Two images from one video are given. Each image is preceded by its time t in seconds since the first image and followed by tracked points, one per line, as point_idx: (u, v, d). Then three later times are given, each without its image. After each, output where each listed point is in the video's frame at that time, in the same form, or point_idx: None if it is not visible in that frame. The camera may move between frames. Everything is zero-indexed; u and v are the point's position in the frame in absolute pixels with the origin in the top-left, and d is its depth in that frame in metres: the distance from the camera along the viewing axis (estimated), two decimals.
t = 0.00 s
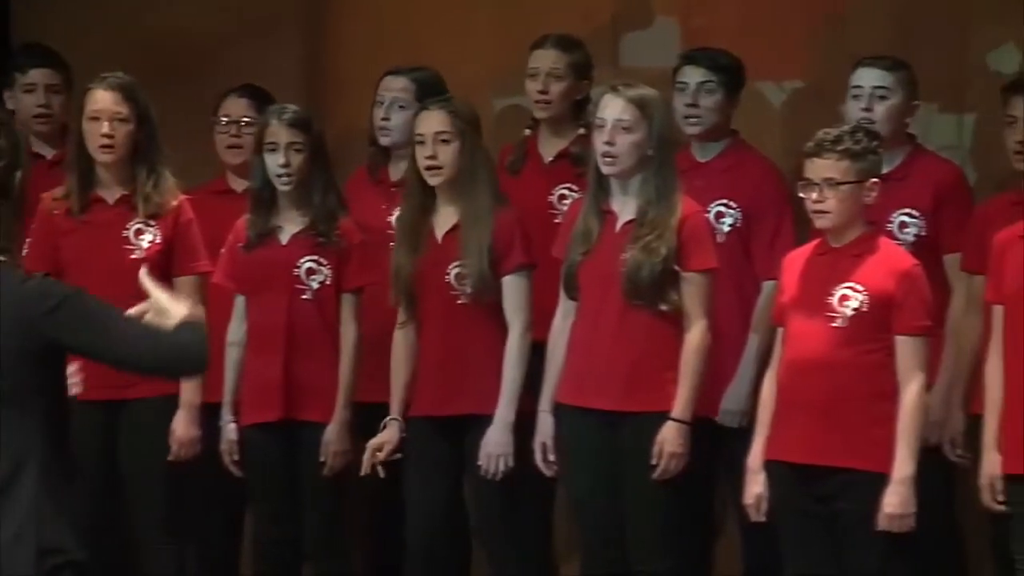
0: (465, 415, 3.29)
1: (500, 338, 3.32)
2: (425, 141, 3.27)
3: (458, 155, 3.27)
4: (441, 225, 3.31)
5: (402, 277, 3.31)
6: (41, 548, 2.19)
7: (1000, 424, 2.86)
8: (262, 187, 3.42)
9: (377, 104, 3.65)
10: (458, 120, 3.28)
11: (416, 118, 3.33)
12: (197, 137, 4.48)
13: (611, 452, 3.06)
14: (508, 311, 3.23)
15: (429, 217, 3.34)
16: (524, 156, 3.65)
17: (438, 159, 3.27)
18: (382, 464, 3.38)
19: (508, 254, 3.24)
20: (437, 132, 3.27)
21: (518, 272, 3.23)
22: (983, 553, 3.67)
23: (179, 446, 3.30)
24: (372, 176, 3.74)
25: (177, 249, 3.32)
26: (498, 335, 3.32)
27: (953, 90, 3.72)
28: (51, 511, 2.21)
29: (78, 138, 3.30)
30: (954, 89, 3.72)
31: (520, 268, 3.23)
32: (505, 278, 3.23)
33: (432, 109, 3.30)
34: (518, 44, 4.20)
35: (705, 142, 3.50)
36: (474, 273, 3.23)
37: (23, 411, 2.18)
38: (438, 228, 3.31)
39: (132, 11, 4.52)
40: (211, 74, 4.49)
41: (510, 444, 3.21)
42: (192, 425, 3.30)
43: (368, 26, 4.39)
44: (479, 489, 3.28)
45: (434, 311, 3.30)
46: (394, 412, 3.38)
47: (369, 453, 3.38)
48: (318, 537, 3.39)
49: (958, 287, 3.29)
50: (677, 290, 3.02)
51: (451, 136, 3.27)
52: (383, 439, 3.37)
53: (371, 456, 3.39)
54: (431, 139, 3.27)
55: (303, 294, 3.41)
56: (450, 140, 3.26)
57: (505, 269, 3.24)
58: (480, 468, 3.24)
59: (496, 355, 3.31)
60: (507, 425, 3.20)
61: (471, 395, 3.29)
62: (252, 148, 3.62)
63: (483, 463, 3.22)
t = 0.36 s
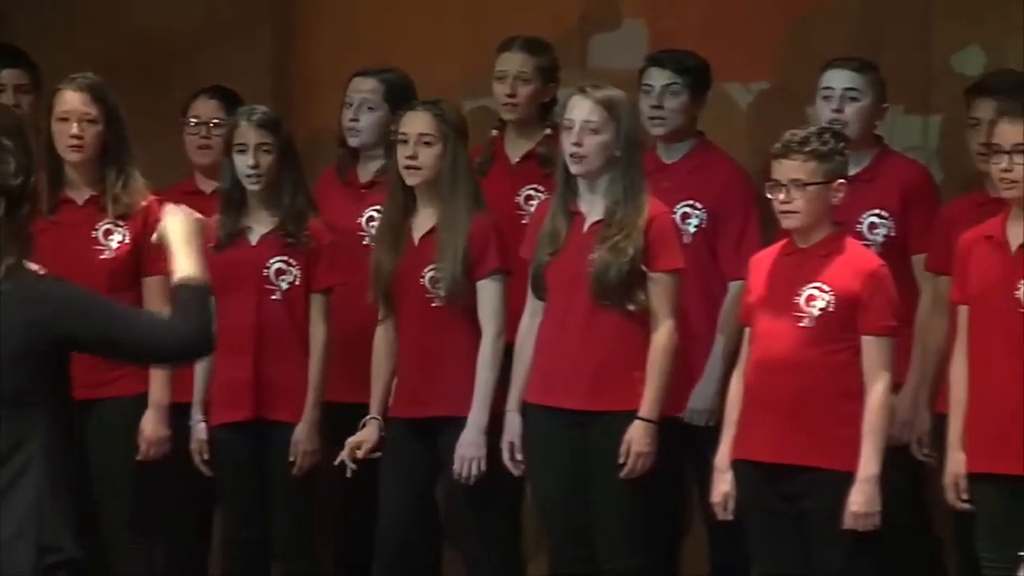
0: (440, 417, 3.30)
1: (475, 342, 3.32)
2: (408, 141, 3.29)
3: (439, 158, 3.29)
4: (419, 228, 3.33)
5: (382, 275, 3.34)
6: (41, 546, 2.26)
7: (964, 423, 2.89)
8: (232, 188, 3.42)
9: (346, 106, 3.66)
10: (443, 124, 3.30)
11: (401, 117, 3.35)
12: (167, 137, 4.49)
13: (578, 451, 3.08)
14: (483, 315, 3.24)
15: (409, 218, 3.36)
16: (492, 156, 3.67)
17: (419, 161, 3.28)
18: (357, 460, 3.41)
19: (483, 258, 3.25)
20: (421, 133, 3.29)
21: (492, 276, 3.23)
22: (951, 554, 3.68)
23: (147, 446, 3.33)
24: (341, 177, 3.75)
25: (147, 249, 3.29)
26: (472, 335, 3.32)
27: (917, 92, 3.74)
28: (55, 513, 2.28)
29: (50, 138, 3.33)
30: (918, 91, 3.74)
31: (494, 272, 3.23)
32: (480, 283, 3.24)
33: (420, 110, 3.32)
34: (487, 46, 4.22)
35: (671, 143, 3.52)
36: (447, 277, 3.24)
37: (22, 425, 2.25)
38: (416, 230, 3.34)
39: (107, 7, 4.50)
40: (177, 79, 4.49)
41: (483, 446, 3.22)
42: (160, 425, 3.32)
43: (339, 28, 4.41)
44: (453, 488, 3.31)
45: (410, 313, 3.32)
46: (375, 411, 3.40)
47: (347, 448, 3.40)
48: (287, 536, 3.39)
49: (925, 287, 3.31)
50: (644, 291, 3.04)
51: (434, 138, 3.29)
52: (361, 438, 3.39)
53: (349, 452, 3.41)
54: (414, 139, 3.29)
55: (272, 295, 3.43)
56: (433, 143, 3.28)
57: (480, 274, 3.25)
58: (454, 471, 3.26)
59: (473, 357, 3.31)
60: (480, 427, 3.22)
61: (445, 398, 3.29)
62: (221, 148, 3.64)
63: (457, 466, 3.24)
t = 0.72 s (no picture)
0: (412, 416, 3.32)
1: (449, 342, 3.34)
2: (385, 142, 3.29)
3: (417, 160, 3.29)
4: (393, 227, 3.34)
5: (354, 272, 3.35)
6: (39, 558, 2.45)
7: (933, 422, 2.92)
8: (204, 188, 3.43)
9: (320, 109, 3.66)
10: (421, 126, 3.30)
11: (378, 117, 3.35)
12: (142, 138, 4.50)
13: (549, 451, 3.09)
14: (458, 316, 3.26)
15: (384, 218, 3.37)
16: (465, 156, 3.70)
17: (396, 161, 3.29)
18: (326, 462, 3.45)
19: (460, 260, 3.27)
20: (398, 134, 3.30)
21: (467, 279, 3.26)
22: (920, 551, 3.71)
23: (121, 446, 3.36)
24: (315, 177, 3.77)
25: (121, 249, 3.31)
26: (446, 334, 3.34)
27: (886, 94, 3.76)
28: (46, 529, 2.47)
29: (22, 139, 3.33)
30: (888, 92, 3.76)
31: (469, 275, 3.26)
32: (455, 284, 3.27)
33: (398, 112, 3.32)
34: (460, 48, 4.24)
35: (643, 144, 3.55)
36: (424, 279, 3.26)
37: (6, 453, 2.43)
38: (390, 229, 3.35)
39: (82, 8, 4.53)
40: (152, 78, 4.51)
41: (459, 447, 3.25)
42: (133, 426, 3.37)
43: (312, 28, 4.42)
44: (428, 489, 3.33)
45: (377, 311, 3.34)
46: (340, 409, 3.43)
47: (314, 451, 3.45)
48: (258, 536, 3.41)
49: (892, 288, 3.34)
50: (616, 290, 3.06)
51: (412, 140, 3.29)
52: (329, 437, 3.43)
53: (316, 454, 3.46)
54: (392, 140, 3.29)
55: (246, 295, 3.44)
56: (410, 144, 3.29)
57: (456, 275, 3.27)
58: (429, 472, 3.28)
59: (448, 356, 3.33)
60: (456, 428, 3.24)
61: (420, 398, 3.31)
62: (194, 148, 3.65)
63: (433, 468, 3.26)
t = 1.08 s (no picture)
0: (386, 415, 3.34)
1: (421, 341, 3.37)
2: (357, 136, 3.30)
3: (388, 156, 3.30)
4: (366, 225, 3.35)
5: (324, 271, 3.35)
6: None
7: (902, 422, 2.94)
8: (179, 189, 3.45)
9: (294, 109, 3.69)
10: (392, 121, 3.31)
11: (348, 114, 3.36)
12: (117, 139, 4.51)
13: (522, 450, 3.11)
14: (431, 315, 3.29)
15: (354, 217, 3.36)
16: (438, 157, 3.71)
17: (367, 156, 3.30)
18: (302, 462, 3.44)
19: (435, 257, 3.30)
20: (369, 129, 3.31)
21: (442, 276, 3.29)
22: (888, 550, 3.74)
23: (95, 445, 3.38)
24: (289, 178, 3.78)
25: (95, 251, 3.34)
26: (419, 334, 3.37)
27: (858, 94, 3.79)
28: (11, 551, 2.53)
29: None
30: (860, 93, 3.79)
31: (444, 272, 3.29)
32: (430, 283, 3.29)
33: (367, 108, 3.33)
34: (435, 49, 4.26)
35: (619, 145, 3.56)
36: (399, 276, 3.28)
37: None
38: (362, 229, 3.35)
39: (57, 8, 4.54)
40: (128, 78, 4.52)
41: (432, 445, 3.27)
42: (108, 425, 3.38)
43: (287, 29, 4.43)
44: (402, 488, 3.33)
45: (353, 312, 3.35)
46: (307, 405, 3.42)
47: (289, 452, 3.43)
48: (232, 536, 3.43)
49: (861, 287, 3.37)
50: (588, 291, 3.08)
51: (382, 135, 3.30)
52: (300, 437, 3.42)
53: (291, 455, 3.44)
54: (364, 135, 3.30)
55: (221, 295, 3.45)
56: (381, 139, 3.30)
57: (431, 272, 3.30)
58: (403, 469, 3.31)
59: (419, 354, 3.37)
60: (429, 426, 3.26)
61: (395, 397, 3.34)
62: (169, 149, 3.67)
63: (407, 465, 3.29)
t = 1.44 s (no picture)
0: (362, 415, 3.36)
1: (397, 343, 3.38)
2: (330, 138, 3.32)
3: (361, 156, 3.32)
4: (342, 227, 3.37)
5: (303, 274, 3.36)
6: None
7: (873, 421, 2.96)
8: (153, 190, 3.47)
9: (268, 112, 3.70)
10: (365, 121, 3.33)
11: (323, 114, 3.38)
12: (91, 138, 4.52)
13: (495, 451, 3.12)
14: (407, 315, 3.30)
15: (331, 216, 3.38)
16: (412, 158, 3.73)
17: (340, 157, 3.31)
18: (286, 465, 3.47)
19: (409, 257, 3.31)
20: (342, 130, 3.33)
21: (418, 276, 3.30)
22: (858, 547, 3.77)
23: (70, 445, 3.37)
24: (263, 179, 3.80)
25: (70, 251, 3.38)
26: (395, 334, 3.38)
27: (830, 95, 3.82)
28: None
29: None
30: (831, 94, 3.82)
31: (419, 272, 3.31)
32: (406, 282, 3.31)
33: (341, 109, 3.35)
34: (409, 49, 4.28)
35: (591, 146, 3.58)
36: (374, 275, 3.29)
37: None
38: (339, 230, 3.37)
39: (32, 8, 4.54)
40: (101, 78, 4.53)
41: (407, 444, 3.29)
42: (83, 425, 3.37)
43: (262, 30, 4.44)
44: (373, 487, 3.35)
45: (329, 313, 3.36)
46: (290, 408, 3.44)
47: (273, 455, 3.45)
48: (207, 536, 3.44)
49: (834, 288, 3.39)
50: (562, 290, 3.09)
51: (356, 136, 3.32)
52: (283, 440, 3.44)
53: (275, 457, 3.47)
54: (336, 136, 3.32)
55: (195, 295, 3.47)
56: (354, 139, 3.31)
57: (406, 273, 3.31)
58: (377, 468, 3.32)
59: (396, 355, 3.38)
60: (403, 426, 3.28)
61: (370, 397, 3.35)
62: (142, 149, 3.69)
63: (381, 464, 3.30)
